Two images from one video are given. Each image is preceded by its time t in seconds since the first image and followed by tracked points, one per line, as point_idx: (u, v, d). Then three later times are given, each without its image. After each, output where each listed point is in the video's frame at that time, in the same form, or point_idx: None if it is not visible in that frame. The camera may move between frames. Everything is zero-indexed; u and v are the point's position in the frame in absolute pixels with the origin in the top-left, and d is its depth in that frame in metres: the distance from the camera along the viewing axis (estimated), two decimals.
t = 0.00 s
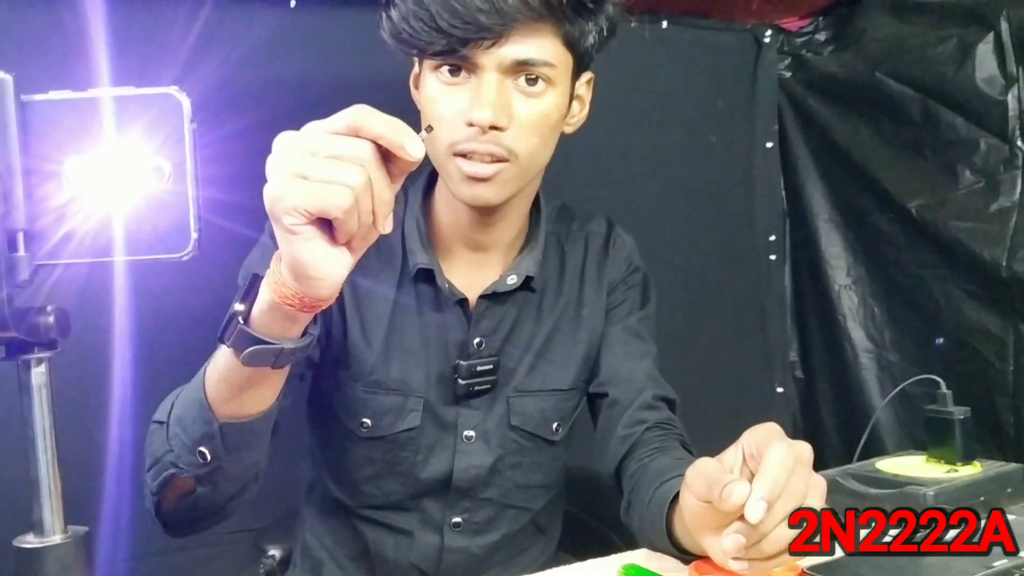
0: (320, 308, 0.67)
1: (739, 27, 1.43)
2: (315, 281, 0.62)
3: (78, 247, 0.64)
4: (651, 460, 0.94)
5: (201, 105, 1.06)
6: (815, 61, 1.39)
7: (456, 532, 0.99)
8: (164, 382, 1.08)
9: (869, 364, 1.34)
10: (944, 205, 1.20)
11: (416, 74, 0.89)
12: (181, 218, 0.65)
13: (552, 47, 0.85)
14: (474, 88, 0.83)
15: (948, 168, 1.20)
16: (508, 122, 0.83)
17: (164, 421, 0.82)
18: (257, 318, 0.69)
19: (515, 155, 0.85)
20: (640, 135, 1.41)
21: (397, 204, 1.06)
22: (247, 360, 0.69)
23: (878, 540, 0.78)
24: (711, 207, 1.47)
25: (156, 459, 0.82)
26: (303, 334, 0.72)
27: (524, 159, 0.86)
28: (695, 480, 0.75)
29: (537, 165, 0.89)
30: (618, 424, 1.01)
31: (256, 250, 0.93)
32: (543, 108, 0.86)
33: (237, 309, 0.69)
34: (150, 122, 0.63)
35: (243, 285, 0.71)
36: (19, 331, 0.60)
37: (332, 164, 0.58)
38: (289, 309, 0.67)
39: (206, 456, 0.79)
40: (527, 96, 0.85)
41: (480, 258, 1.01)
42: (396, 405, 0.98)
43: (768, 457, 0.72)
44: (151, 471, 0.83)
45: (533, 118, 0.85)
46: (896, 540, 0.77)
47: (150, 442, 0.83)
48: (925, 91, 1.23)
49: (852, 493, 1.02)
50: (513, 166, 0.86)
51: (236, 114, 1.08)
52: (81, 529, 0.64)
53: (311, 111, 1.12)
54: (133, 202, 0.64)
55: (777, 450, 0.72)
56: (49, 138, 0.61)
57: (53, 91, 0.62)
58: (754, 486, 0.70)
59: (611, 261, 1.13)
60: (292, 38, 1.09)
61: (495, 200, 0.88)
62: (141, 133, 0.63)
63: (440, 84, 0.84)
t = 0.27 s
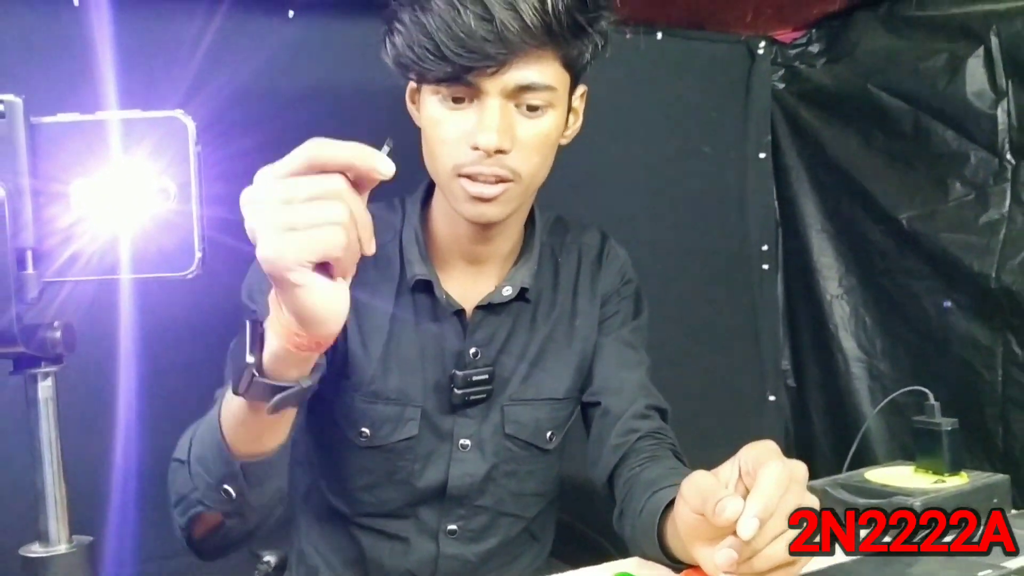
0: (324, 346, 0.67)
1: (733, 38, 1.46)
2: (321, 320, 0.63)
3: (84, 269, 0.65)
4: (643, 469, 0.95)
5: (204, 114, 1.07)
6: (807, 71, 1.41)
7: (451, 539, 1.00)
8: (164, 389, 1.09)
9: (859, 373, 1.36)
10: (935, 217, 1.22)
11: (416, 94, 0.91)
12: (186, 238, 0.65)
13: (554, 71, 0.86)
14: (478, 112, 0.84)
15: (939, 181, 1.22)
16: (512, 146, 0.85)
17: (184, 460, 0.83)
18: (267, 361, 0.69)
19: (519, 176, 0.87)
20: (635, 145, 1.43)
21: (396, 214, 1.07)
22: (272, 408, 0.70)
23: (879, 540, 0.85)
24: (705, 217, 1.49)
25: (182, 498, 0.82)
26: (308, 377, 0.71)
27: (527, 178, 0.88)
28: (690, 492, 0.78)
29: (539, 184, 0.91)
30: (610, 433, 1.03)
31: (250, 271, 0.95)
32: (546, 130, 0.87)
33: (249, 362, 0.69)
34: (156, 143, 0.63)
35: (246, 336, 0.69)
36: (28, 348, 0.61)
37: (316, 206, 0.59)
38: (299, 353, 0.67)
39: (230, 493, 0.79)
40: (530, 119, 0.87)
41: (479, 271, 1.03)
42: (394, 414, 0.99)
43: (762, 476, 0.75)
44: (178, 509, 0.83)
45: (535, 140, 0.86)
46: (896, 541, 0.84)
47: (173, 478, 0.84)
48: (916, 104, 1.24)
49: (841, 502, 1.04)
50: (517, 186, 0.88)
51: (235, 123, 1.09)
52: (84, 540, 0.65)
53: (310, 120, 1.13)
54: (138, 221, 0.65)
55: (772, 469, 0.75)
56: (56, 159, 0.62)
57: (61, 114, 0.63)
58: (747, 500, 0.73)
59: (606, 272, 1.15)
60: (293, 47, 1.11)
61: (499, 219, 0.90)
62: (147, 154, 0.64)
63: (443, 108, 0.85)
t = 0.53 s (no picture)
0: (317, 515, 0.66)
1: (731, 43, 1.47)
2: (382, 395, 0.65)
3: (91, 276, 0.64)
4: (640, 472, 0.96)
5: (207, 119, 1.08)
6: (805, 77, 1.42)
7: (450, 541, 1.01)
8: (165, 391, 1.09)
9: (855, 377, 1.37)
10: (930, 222, 1.23)
11: (424, 102, 0.90)
12: (193, 244, 0.67)
13: (570, 83, 0.87)
14: (495, 123, 0.85)
15: (935, 186, 1.23)
16: (529, 156, 0.86)
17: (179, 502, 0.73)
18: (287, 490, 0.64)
19: (534, 185, 0.89)
20: (633, 150, 1.44)
21: (396, 218, 1.07)
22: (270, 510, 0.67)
23: (878, 541, 0.86)
24: (702, 222, 1.50)
25: (169, 542, 0.74)
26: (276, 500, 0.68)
27: (541, 187, 0.90)
28: (692, 522, 0.79)
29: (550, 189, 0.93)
30: (607, 436, 1.03)
31: (245, 279, 0.96)
32: (560, 139, 0.89)
33: (268, 481, 0.66)
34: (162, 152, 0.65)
35: (272, 458, 0.66)
36: (36, 352, 0.59)
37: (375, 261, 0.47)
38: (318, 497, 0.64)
39: (219, 558, 0.71)
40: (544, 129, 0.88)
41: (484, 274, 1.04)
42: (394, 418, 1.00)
43: (758, 520, 0.74)
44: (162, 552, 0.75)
45: (550, 149, 0.88)
46: (896, 541, 0.85)
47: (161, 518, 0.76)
48: (912, 110, 1.25)
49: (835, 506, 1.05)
50: (531, 196, 0.90)
51: (236, 126, 1.09)
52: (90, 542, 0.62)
53: (310, 123, 1.14)
54: (144, 229, 0.66)
55: (769, 513, 0.74)
56: (65, 167, 0.62)
57: (67, 123, 0.63)
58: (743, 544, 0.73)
59: (604, 276, 1.15)
60: (293, 51, 1.11)
61: (513, 226, 0.92)
62: (156, 160, 0.65)
63: (460, 120, 0.86)
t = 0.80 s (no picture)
0: None
1: (731, 40, 1.46)
2: None
3: (88, 262, 0.64)
4: (640, 468, 0.95)
5: (204, 113, 1.07)
6: (805, 74, 1.41)
7: (452, 538, 1.01)
8: (163, 389, 1.09)
9: (855, 375, 1.36)
10: (931, 219, 1.23)
11: (432, 97, 0.90)
12: (191, 232, 0.67)
13: (582, 82, 0.86)
14: (505, 120, 0.85)
15: (936, 183, 1.22)
16: (538, 155, 0.86)
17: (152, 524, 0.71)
18: None
19: (543, 185, 0.88)
20: (633, 147, 1.43)
21: (399, 214, 1.06)
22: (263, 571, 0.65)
23: (878, 540, 0.86)
24: (702, 220, 1.49)
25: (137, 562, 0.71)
26: None
27: (549, 186, 0.89)
28: (700, 514, 0.75)
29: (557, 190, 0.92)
30: (607, 432, 1.03)
31: (240, 274, 0.95)
32: (570, 138, 0.88)
33: None
34: (158, 140, 0.64)
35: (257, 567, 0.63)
36: (28, 341, 0.59)
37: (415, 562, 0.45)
38: None
39: None
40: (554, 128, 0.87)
41: (488, 274, 1.03)
42: (395, 416, 0.99)
43: (773, 515, 0.72)
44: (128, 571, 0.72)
45: (558, 148, 0.88)
46: (896, 540, 0.84)
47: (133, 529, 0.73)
48: (912, 107, 1.25)
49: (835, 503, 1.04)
50: (539, 195, 0.89)
51: (232, 122, 1.09)
52: (85, 535, 0.62)
53: (307, 119, 1.13)
54: (143, 218, 0.66)
55: (784, 510, 0.72)
56: (61, 154, 0.60)
57: (62, 109, 0.61)
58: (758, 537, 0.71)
59: (605, 272, 1.15)
60: (290, 46, 1.11)
61: (520, 227, 0.91)
62: (152, 148, 0.64)
63: (469, 116, 0.85)
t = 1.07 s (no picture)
0: None
1: (729, 39, 1.46)
2: None
3: (88, 260, 0.62)
4: (640, 467, 0.95)
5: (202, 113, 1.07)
6: (803, 73, 1.41)
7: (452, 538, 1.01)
8: (162, 388, 1.09)
9: (854, 374, 1.36)
10: (930, 219, 1.23)
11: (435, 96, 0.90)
12: (191, 229, 0.66)
13: (587, 84, 0.86)
14: (510, 123, 0.84)
15: (935, 182, 1.22)
16: (543, 157, 0.86)
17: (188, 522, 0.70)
18: None
19: (546, 187, 0.88)
20: (632, 147, 1.43)
21: (397, 211, 1.05)
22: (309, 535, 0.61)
23: (880, 541, 0.86)
24: (701, 219, 1.49)
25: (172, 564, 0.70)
26: None
27: (552, 189, 0.89)
28: (709, 523, 0.72)
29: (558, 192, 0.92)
30: (607, 430, 1.02)
31: (240, 274, 0.95)
32: (573, 141, 0.88)
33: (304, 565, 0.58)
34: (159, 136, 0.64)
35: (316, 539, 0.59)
36: (29, 339, 0.58)
37: None
38: None
39: None
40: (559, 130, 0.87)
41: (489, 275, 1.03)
42: (394, 415, 0.99)
43: (782, 524, 0.68)
44: None
45: (562, 151, 0.88)
46: (896, 541, 0.84)
47: (162, 535, 0.72)
48: (912, 106, 1.25)
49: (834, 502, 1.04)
50: (542, 198, 0.89)
51: (228, 120, 1.08)
52: (85, 533, 0.61)
53: (304, 117, 1.13)
54: (143, 214, 0.65)
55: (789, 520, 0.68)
56: (61, 150, 0.60)
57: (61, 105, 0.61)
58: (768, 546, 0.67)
59: (604, 269, 1.14)
60: (286, 44, 1.10)
61: (521, 229, 0.91)
62: (152, 144, 0.64)
63: (473, 117, 0.85)
